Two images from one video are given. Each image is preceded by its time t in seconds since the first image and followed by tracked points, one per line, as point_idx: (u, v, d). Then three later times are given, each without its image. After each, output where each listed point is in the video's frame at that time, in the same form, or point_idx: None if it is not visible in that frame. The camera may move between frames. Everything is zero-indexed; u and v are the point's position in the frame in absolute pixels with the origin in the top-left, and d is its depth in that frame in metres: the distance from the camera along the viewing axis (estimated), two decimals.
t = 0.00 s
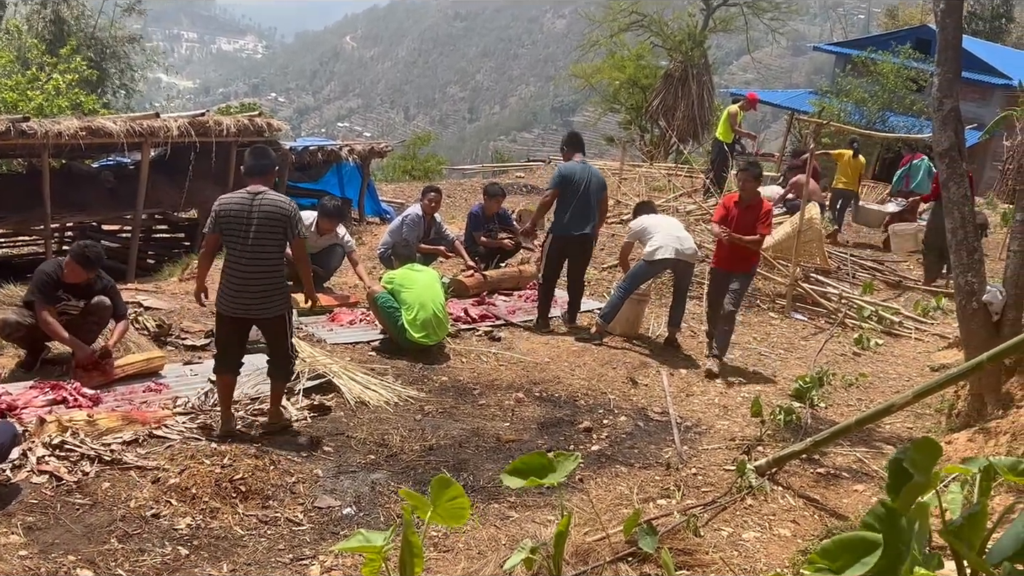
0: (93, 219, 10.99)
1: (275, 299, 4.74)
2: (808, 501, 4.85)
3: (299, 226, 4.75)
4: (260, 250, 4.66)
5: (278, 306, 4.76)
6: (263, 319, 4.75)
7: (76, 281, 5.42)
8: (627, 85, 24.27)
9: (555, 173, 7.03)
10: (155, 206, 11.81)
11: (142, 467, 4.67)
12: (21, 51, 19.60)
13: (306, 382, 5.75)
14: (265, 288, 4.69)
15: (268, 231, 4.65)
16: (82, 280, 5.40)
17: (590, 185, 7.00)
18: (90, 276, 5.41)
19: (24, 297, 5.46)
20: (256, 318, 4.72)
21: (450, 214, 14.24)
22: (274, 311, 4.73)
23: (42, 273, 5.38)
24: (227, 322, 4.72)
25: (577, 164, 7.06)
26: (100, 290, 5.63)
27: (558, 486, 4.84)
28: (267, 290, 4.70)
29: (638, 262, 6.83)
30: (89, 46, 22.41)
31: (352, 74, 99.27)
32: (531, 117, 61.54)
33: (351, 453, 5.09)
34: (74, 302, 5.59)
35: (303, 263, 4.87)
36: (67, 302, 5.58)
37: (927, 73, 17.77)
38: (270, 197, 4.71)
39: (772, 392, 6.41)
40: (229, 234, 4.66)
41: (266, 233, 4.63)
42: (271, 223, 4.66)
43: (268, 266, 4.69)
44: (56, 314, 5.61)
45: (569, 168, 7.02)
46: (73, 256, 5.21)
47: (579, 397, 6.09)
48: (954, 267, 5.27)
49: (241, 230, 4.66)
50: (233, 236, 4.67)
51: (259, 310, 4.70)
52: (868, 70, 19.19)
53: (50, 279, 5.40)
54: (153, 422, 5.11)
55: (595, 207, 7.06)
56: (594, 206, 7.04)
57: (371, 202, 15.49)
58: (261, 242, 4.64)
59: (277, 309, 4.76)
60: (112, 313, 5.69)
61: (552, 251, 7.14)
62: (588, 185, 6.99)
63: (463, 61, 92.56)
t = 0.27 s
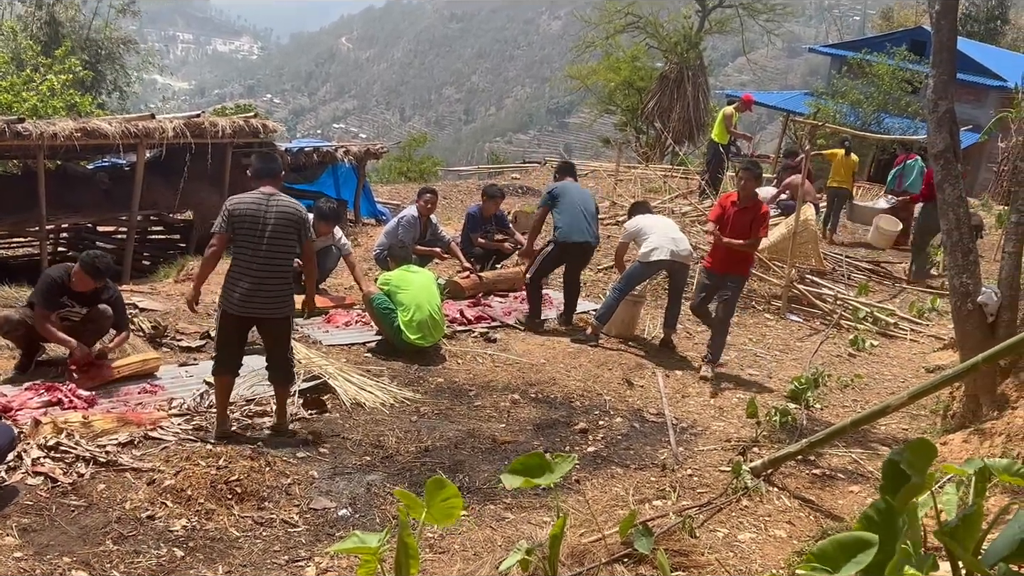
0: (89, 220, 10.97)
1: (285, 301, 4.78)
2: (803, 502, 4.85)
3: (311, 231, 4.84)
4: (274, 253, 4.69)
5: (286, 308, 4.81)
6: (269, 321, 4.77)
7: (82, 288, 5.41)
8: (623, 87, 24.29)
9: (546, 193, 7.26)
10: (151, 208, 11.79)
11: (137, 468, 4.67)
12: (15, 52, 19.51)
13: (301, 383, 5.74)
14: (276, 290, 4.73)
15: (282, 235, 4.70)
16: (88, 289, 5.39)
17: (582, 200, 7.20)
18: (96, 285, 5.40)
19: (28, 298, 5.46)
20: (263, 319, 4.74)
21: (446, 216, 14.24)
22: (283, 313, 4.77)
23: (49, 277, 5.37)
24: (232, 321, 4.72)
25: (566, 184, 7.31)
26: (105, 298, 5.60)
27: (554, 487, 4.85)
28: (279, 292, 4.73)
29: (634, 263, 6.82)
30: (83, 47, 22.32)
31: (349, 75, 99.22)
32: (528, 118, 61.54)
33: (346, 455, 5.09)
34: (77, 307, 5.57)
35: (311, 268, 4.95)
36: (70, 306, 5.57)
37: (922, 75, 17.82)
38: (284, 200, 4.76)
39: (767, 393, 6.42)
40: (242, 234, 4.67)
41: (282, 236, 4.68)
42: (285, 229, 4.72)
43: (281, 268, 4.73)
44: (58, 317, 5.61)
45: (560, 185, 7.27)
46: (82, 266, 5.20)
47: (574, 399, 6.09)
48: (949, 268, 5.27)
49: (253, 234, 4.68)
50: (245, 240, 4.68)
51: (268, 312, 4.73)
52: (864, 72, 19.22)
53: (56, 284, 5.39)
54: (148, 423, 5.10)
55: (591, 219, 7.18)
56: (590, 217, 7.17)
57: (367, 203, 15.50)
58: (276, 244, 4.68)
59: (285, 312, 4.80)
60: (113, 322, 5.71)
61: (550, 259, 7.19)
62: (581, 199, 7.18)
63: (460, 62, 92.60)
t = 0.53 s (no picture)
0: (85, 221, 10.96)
1: (297, 305, 4.82)
2: (799, 502, 4.85)
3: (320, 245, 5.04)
4: (289, 258, 4.81)
5: (297, 313, 4.85)
6: (279, 325, 4.79)
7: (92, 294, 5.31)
8: (619, 87, 24.31)
9: (532, 230, 7.48)
10: (147, 208, 11.78)
11: (133, 469, 4.66)
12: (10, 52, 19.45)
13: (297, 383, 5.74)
14: (289, 293, 4.77)
15: (297, 243, 4.86)
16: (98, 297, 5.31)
17: (567, 235, 7.43)
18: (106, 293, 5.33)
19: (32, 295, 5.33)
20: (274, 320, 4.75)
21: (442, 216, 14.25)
22: (295, 316, 4.80)
23: (60, 278, 5.25)
24: (243, 320, 4.70)
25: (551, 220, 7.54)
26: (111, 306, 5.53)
27: (551, 488, 4.85)
28: (292, 295, 4.78)
29: (629, 264, 6.83)
30: (78, 47, 22.27)
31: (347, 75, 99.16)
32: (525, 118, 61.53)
33: (342, 455, 5.09)
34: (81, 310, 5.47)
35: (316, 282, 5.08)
36: (74, 309, 5.47)
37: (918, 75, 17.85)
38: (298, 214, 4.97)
39: (763, 393, 6.42)
40: (260, 239, 4.79)
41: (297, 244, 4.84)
42: (298, 244, 4.90)
43: (295, 274, 4.82)
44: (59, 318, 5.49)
45: (545, 223, 7.49)
46: (97, 274, 5.12)
47: (570, 399, 6.10)
48: (945, 268, 5.28)
49: (268, 242, 4.81)
50: (261, 246, 4.78)
51: (281, 313, 4.74)
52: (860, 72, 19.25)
53: (66, 287, 5.27)
54: (144, 423, 5.10)
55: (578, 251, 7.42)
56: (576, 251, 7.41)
57: (363, 204, 15.50)
58: (292, 251, 4.81)
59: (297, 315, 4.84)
60: (112, 330, 5.70)
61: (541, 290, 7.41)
62: (566, 234, 7.42)
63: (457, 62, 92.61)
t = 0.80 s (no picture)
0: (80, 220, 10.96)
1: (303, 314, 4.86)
2: (795, 501, 4.85)
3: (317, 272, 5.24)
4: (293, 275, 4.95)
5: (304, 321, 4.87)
6: (283, 328, 4.76)
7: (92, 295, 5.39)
8: (614, 86, 24.23)
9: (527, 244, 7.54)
10: (143, 207, 11.78)
11: (129, 468, 4.66)
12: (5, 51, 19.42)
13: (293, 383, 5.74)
14: (297, 301, 4.83)
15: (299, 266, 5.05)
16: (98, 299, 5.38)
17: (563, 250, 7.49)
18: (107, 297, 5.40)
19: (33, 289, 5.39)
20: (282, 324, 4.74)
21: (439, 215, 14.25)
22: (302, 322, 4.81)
23: (63, 275, 5.34)
24: (251, 322, 4.68)
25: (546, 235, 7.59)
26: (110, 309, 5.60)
27: (547, 487, 4.85)
28: (299, 303, 4.83)
29: (625, 263, 6.84)
30: (74, 46, 22.24)
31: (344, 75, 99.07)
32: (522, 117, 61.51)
33: (338, 455, 5.08)
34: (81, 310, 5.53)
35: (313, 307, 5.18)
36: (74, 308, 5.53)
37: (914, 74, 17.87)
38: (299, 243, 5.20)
39: (760, 392, 6.43)
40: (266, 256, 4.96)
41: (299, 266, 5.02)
42: (299, 267, 5.11)
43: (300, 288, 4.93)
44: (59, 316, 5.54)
45: (540, 238, 7.55)
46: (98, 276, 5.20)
47: (567, 398, 6.10)
48: (941, 267, 5.28)
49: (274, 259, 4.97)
50: (266, 261, 4.94)
51: (289, 317, 4.75)
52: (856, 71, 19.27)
53: (68, 284, 5.36)
54: (139, 423, 5.09)
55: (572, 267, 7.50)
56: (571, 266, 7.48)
57: (359, 203, 15.50)
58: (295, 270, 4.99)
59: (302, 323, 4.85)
60: (110, 333, 5.74)
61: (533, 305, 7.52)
62: (561, 250, 7.48)
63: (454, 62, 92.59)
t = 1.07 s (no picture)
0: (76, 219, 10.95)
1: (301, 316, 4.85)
2: (791, 499, 4.85)
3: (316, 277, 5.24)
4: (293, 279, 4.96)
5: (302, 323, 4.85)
6: (282, 331, 4.75)
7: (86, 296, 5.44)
8: (610, 84, 24.19)
9: (521, 249, 7.57)
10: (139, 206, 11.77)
11: (125, 467, 4.66)
12: None
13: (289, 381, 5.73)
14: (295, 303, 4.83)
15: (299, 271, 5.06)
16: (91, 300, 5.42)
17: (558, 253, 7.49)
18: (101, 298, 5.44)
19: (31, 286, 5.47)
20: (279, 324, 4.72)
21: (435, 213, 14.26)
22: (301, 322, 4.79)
23: (58, 274, 5.41)
24: (249, 323, 4.67)
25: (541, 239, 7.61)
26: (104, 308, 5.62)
27: (542, 484, 4.86)
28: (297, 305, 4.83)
29: (622, 262, 6.83)
30: (69, 44, 22.22)
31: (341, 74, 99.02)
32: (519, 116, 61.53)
33: (334, 453, 5.08)
34: (76, 310, 5.57)
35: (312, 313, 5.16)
36: (70, 308, 5.56)
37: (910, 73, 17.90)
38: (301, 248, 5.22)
39: (756, 390, 6.44)
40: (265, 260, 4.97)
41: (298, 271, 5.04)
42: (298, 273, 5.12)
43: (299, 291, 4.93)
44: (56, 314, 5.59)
45: (534, 242, 7.57)
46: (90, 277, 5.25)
47: (563, 396, 6.10)
48: (936, 265, 5.29)
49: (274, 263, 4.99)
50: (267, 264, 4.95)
51: (287, 317, 4.73)
52: (852, 69, 19.30)
53: (63, 284, 5.42)
54: (135, 422, 5.09)
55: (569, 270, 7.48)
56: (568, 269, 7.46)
57: (355, 201, 15.51)
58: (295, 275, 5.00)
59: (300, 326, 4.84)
60: (107, 331, 5.75)
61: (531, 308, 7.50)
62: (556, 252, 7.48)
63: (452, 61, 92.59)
